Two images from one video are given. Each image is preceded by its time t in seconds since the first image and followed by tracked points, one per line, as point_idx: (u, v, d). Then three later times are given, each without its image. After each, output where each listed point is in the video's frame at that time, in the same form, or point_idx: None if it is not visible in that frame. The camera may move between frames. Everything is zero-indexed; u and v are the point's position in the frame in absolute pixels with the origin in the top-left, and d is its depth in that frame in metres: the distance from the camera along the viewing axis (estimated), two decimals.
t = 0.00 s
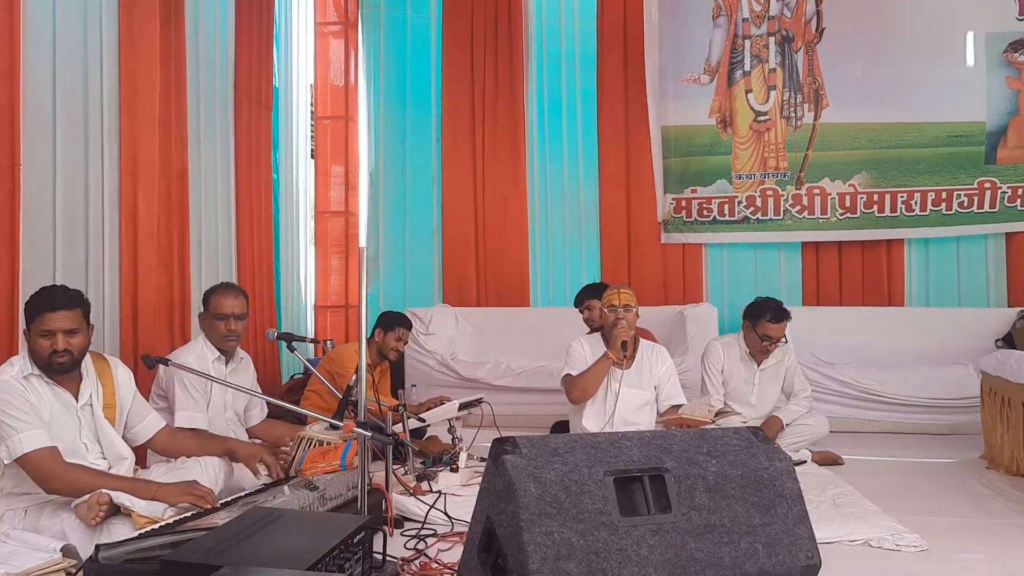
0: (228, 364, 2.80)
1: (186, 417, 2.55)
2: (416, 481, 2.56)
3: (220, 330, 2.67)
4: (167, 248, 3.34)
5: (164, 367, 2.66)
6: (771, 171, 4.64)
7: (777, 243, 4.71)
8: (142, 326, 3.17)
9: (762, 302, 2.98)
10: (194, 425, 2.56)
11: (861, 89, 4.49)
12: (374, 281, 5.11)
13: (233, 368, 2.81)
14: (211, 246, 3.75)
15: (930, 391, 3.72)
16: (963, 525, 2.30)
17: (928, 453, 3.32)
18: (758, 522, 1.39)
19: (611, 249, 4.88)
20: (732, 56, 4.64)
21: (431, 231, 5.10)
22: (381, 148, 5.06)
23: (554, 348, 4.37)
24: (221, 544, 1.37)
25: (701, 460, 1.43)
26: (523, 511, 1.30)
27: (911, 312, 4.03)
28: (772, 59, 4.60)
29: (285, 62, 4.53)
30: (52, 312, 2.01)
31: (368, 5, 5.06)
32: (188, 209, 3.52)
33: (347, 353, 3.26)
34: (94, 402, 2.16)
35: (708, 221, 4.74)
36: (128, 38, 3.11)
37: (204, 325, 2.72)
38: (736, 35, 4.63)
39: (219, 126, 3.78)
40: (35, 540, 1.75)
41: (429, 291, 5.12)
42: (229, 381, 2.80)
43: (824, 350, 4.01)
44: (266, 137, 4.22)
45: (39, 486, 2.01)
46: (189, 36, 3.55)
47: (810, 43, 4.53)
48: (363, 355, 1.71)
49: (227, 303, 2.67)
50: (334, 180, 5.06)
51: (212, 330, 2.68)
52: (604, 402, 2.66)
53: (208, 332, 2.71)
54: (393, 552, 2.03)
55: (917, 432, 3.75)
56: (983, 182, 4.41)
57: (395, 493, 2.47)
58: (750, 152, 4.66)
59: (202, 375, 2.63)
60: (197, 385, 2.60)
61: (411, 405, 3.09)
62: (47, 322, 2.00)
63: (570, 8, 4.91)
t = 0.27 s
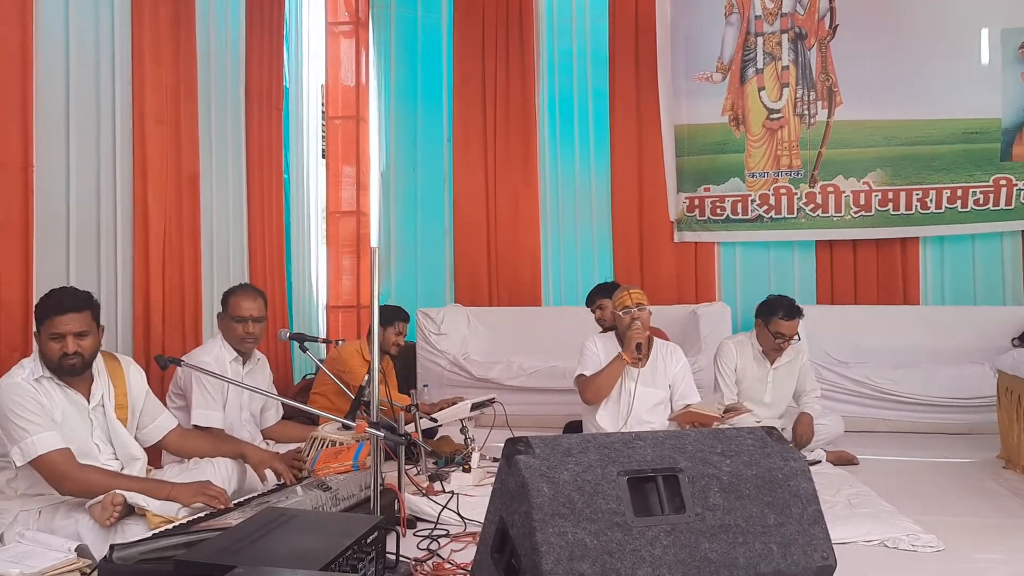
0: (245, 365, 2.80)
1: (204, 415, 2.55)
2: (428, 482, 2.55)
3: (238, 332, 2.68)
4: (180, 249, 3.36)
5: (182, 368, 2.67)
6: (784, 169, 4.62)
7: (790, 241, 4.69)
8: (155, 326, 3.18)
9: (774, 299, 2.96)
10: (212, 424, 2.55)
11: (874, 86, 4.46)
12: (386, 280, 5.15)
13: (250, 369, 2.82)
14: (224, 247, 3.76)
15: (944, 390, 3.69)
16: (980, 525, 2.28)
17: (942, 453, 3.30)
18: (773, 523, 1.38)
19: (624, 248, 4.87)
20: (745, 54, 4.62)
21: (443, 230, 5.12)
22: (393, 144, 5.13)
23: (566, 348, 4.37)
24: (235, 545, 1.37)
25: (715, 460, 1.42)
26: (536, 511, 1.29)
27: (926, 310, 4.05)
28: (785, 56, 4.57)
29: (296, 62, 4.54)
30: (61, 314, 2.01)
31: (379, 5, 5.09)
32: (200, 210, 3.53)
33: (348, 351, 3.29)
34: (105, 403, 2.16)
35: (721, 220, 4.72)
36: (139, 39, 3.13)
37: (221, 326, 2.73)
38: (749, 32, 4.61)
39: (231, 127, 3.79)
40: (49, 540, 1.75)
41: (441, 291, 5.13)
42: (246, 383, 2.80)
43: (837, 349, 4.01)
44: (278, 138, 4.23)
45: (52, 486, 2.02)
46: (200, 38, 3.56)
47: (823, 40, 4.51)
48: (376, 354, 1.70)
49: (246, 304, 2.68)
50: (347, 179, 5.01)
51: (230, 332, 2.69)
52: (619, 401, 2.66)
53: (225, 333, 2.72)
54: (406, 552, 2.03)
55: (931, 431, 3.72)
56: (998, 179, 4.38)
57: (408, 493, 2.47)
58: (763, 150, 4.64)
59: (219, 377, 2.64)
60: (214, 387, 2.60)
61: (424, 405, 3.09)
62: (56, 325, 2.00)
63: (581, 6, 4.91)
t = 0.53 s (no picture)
0: (255, 364, 2.81)
1: (213, 410, 2.56)
2: (436, 481, 2.56)
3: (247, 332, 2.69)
4: (187, 250, 3.37)
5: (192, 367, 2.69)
6: (792, 168, 4.62)
7: (799, 240, 4.68)
8: (163, 325, 3.19)
9: (779, 297, 2.98)
10: (220, 419, 2.57)
11: (881, 85, 4.45)
12: (394, 280, 5.17)
13: (259, 369, 2.83)
14: (231, 247, 3.78)
15: (953, 389, 3.68)
16: (990, 524, 2.27)
17: (951, 452, 3.29)
18: (781, 522, 1.39)
19: (631, 248, 4.87)
20: (752, 53, 4.62)
21: (450, 229, 5.13)
22: (401, 145, 5.14)
23: (573, 347, 4.37)
24: (243, 544, 1.37)
25: (722, 459, 1.42)
26: (544, 510, 1.29)
27: (936, 307, 4.06)
28: (792, 55, 4.57)
29: (304, 63, 4.55)
30: (71, 315, 2.02)
31: (386, 6, 5.10)
32: (208, 211, 3.54)
33: (346, 349, 3.30)
34: (115, 403, 2.17)
35: (729, 219, 4.72)
36: (146, 40, 3.14)
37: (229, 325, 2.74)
38: (756, 32, 4.60)
39: (239, 128, 3.80)
40: (59, 539, 1.76)
41: (449, 291, 5.14)
42: (255, 382, 2.81)
43: (847, 348, 4.05)
44: (285, 139, 4.24)
45: (62, 486, 2.02)
46: (208, 39, 3.57)
47: (831, 39, 4.50)
48: (381, 354, 1.70)
49: (256, 304, 2.68)
50: (354, 179, 5.04)
51: (240, 333, 2.71)
52: (627, 400, 2.66)
53: (236, 333, 2.73)
54: (414, 552, 2.03)
55: (940, 430, 3.71)
56: (1007, 177, 4.36)
57: (416, 493, 2.47)
58: (771, 150, 4.64)
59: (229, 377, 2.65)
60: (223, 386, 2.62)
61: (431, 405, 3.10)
62: (66, 326, 2.01)
63: (588, 6, 4.91)
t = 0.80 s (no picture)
0: (255, 363, 2.81)
1: (215, 413, 2.58)
2: (439, 481, 2.56)
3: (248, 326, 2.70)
4: (190, 249, 3.38)
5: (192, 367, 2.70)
6: (795, 167, 4.61)
7: (802, 239, 4.67)
8: (166, 325, 3.20)
9: (778, 294, 2.98)
10: (224, 421, 2.58)
11: (884, 83, 4.45)
12: (398, 280, 5.18)
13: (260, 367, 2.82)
14: (234, 247, 3.78)
15: (957, 387, 3.67)
16: (994, 523, 2.27)
17: (955, 451, 3.28)
18: (784, 521, 1.38)
19: (635, 247, 4.86)
20: (755, 52, 4.61)
21: (453, 229, 5.13)
22: (404, 145, 5.15)
23: (576, 346, 4.36)
24: (246, 544, 1.37)
25: (725, 458, 1.42)
26: (547, 510, 1.29)
27: (939, 306, 4.05)
28: (795, 54, 4.56)
29: (306, 63, 4.56)
30: (76, 315, 2.02)
31: (389, 5, 5.11)
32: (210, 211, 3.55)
33: (346, 348, 3.31)
34: (118, 403, 2.18)
35: (732, 218, 4.71)
36: (148, 40, 3.14)
37: (232, 320, 2.73)
38: (759, 31, 4.60)
39: (241, 128, 3.80)
40: (63, 539, 1.77)
41: (452, 291, 5.15)
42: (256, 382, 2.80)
43: (850, 347, 4.05)
44: (288, 139, 4.25)
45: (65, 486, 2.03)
46: (210, 40, 3.58)
47: (834, 38, 4.49)
48: (385, 352, 1.71)
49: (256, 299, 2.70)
50: (357, 179, 5.04)
51: (240, 330, 2.71)
52: (630, 402, 2.66)
53: (236, 332, 2.73)
54: (417, 551, 2.03)
55: (944, 430, 3.70)
56: (1011, 175, 4.35)
57: (419, 492, 2.47)
58: (774, 149, 4.64)
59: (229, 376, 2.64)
60: (224, 387, 2.61)
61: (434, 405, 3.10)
62: (71, 326, 2.01)
63: (591, 5, 4.91)
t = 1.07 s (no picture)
0: (256, 361, 2.81)
1: (211, 414, 2.58)
2: (442, 480, 2.57)
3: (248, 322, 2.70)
4: (193, 249, 3.38)
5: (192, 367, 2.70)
6: (797, 166, 4.61)
7: (804, 238, 4.67)
8: (169, 325, 3.20)
9: (780, 293, 2.97)
10: (220, 422, 2.58)
11: (886, 82, 4.44)
12: (400, 280, 5.19)
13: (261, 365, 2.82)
14: (237, 246, 3.79)
15: (959, 386, 3.66)
16: (997, 522, 2.26)
17: (958, 450, 3.28)
18: (787, 521, 1.38)
19: (637, 246, 4.86)
20: (757, 51, 4.61)
21: (455, 229, 5.13)
22: (405, 145, 5.15)
23: (579, 346, 4.37)
24: (249, 544, 1.37)
25: (728, 458, 1.42)
26: (549, 509, 1.29)
27: (941, 306, 4.05)
28: (797, 53, 4.56)
29: (308, 64, 4.56)
30: (80, 315, 2.02)
31: (390, 5, 5.11)
32: (213, 211, 3.55)
33: (348, 348, 3.31)
34: (122, 403, 2.18)
35: (734, 217, 4.71)
36: (151, 40, 3.15)
37: (241, 318, 2.71)
38: (761, 30, 4.59)
39: (242, 128, 3.81)
40: (66, 539, 1.77)
41: (454, 290, 5.15)
42: (258, 380, 2.80)
43: (852, 346, 4.04)
44: (290, 139, 4.25)
45: (69, 486, 2.03)
46: (212, 41, 3.58)
47: (836, 37, 4.49)
48: (387, 353, 1.70)
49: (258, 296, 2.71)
50: (359, 179, 5.05)
51: (240, 329, 2.72)
52: (632, 403, 2.66)
53: (236, 333, 2.74)
54: (420, 551, 2.03)
55: (946, 429, 3.70)
56: (1014, 174, 4.34)
57: (422, 492, 2.48)
58: (776, 148, 4.63)
59: (229, 375, 2.65)
60: (223, 386, 2.61)
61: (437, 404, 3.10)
62: (76, 326, 2.02)
63: (593, 4, 4.90)
